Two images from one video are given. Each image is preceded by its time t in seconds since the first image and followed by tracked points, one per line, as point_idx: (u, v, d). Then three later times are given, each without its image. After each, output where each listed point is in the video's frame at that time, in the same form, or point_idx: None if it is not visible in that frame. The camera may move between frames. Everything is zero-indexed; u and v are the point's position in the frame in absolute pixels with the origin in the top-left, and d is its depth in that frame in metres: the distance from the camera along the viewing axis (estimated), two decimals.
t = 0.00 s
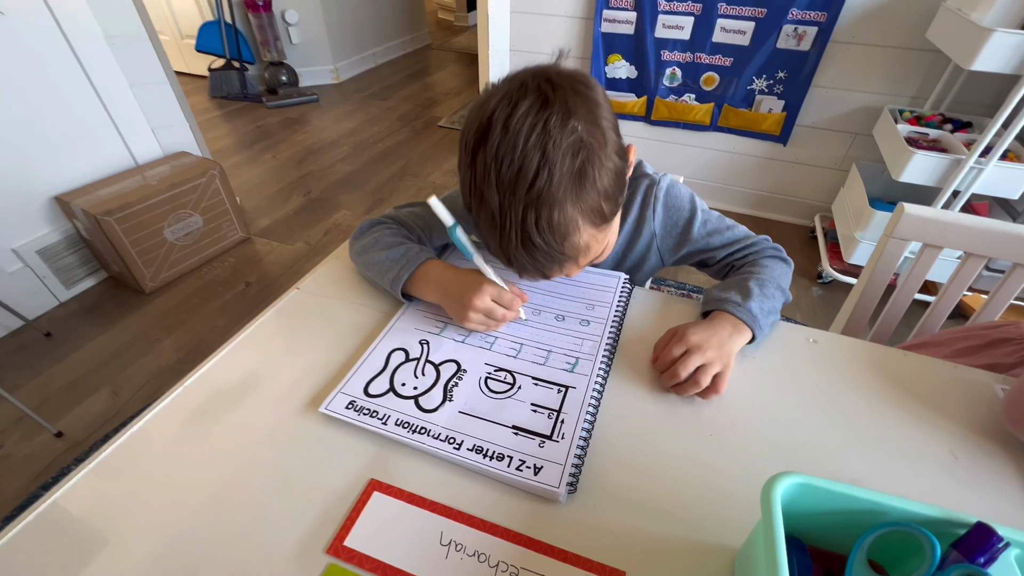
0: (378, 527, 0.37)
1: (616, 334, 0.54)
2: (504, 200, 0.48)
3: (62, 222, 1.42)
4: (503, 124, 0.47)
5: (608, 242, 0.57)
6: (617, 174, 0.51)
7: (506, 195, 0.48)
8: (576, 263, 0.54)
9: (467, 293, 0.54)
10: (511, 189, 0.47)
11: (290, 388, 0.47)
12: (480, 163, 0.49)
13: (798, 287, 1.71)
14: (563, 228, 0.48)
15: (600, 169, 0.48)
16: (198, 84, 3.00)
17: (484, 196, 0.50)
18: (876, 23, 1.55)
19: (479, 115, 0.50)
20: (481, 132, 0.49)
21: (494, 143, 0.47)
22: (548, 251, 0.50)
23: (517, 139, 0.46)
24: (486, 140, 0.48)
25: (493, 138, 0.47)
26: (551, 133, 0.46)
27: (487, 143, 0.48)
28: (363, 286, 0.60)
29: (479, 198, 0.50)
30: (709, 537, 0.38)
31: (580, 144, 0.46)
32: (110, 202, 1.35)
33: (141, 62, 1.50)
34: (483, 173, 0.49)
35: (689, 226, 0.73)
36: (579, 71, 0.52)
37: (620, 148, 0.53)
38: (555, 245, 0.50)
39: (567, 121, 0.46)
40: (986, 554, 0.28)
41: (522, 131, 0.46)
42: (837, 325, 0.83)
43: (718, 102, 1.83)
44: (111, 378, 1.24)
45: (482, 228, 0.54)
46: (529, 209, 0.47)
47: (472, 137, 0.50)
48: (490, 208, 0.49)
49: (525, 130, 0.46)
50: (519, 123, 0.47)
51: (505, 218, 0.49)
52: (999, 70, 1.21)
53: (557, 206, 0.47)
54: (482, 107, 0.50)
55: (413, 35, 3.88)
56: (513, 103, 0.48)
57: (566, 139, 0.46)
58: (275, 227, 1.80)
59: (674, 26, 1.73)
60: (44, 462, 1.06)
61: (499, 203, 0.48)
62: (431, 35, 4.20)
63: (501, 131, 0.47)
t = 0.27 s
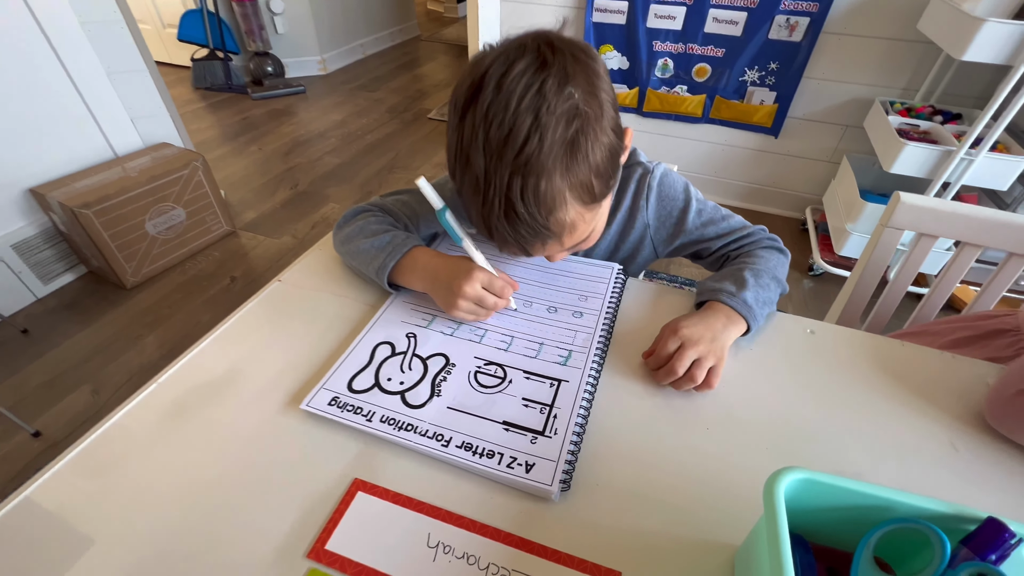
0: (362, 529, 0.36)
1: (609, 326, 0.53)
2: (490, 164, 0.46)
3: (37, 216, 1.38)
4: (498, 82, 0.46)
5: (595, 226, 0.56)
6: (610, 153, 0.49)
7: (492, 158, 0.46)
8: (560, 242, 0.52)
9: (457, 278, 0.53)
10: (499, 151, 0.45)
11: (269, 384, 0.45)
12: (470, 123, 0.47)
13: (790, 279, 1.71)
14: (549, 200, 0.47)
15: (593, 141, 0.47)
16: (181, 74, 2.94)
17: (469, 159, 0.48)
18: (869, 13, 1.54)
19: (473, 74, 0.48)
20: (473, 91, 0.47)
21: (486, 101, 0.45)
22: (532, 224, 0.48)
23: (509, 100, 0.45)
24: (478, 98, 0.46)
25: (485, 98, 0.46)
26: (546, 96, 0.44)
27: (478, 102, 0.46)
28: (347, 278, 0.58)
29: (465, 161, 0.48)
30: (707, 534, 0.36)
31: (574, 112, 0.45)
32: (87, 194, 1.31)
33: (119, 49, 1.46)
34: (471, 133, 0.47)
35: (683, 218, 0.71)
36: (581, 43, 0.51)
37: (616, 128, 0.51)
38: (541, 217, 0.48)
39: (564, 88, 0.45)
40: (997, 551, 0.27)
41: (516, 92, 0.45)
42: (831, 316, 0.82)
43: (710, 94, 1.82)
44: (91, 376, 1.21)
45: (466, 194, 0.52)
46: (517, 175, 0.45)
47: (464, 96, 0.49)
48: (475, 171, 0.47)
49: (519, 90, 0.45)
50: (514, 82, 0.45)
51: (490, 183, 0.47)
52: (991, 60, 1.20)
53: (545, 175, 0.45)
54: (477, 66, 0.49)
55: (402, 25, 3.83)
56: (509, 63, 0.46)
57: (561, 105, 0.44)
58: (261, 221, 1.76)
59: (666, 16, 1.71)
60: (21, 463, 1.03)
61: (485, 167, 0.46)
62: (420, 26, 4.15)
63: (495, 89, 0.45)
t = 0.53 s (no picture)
0: (347, 536, 0.34)
1: (603, 323, 0.52)
2: (484, 129, 0.44)
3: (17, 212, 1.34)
4: (503, 44, 0.45)
5: (586, 213, 0.55)
6: (609, 137, 0.49)
7: (487, 123, 0.44)
8: (548, 224, 0.51)
9: (447, 274, 0.51)
10: (495, 117, 0.44)
11: (251, 384, 0.44)
12: (468, 84, 0.46)
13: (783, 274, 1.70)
14: (541, 174, 0.45)
15: (593, 119, 0.46)
16: (166, 68, 2.89)
17: (462, 124, 0.46)
18: (862, 7, 1.53)
19: (476, 34, 0.47)
20: (474, 53, 0.46)
21: (488, 62, 0.44)
22: (521, 198, 0.47)
23: (512, 65, 0.44)
24: (479, 59, 0.45)
25: (487, 60, 0.45)
26: (552, 65, 0.44)
27: (479, 64, 0.45)
28: (334, 274, 0.56)
29: (457, 127, 0.47)
30: (705, 537, 0.35)
31: (578, 87, 0.44)
32: (67, 189, 1.28)
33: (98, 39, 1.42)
34: (467, 96, 0.45)
35: (678, 212, 0.70)
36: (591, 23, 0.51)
37: (618, 113, 0.51)
38: (531, 192, 0.46)
39: (570, 60, 0.45)
40: (1009, 555, 0.26)
41: (520, 57, 0.44)
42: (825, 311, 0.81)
43: (704, 88, 1.81)
44: (74, 375, 1.18)
45: (454, 162, 0.50)
46: (511, 143, 0.44)
47: (463, 58, 0.47)
48: (466, 137, 0.46)
49: (525, 54, 0.44)
50: (520, 47, 0.44)
51: (482, 150, 0.45)
52: (984, 54, 1.20)
53: (541, 147, 0.44)
54: (480, 28, 0.48)
55: (393, 19, 3.78)
56: (516, 27, 0.45)
57: (566, 76, 0.44)
58: (248, 217, 1.73)
59: (659, 9, 1.69)
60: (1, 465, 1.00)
61: (477, 132, 0.45)
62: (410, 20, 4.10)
63: (499, 50, 0.44)
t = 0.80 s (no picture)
0: (339, 540, 0.33)
1: (598, 320, 0.51)
2: (490, 110, 0.43)
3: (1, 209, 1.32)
4: (518, 24, 0.44)
5: (581, 207, 0.55)
6: (615, 132, 0.49)
7: (494, 105, 0.43)
8: (544, 214, 0.51)
9: (437, 282, 0.50)
10: (504, 99, 0.43)
11: (239, 385, 0.43)
12: (478, 62, 0.44)
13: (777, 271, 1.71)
14: (545, 162, 0.45)
15: (603, 112, 0.46)
16: (155, 63, 2.85)
17: (467, 104, 0.45)
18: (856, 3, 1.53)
19: (489, 11, 0.46)
20: (486, 31, 0.45)
21: (502, 41, 0.43)
22: (522, 185, 0.46)
23: (527, 48, 0.43)
24: (492, 37, 0.44)
25: (500, 39, 0.43)
26: (568, 52, 0.43)
27: (491, 42, 0.44)
28: (324, 272, 0.55)
29: (462, 106, 0.46)
30: (704, 538, 0.35)
31: (591, 79, 0.44)
32: (53, 186, 1.26)
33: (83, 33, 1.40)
34: (476, 75, 0.44)
35: (672, 208, 0.69)
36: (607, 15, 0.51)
37: (626, 108, 0.51)
38: (533, 179, 0.46)
39: (586, 49, 0.44)
40: (1012, 556, 0.25)
41: (535, 40, 0.43)
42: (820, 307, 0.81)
43: (698, 84, 1.80)
44: (62, 375, 1.16)
45: (454, 141, 0.48)
46: (517, 128, 0.43)
47: (474, 35, 0.46)
48: (471, 117, 0.45)
49: (540, 38, 0.43)
50: (536, 29, 0.43)
51: (486, 132, 0.44)
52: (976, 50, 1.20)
53: (548, 135, 0.44)
54: (492, 4, 0.46)
55: (385, 14, 3.75)
56: (533, 9, 0.44)
57: (580, 65, 0.44)
58: (240, 214, 1.71)
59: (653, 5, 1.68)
60: None
61: (483, 114, 0.44)
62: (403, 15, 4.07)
63: (514, 31, 0.43)
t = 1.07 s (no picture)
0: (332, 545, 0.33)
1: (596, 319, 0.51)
2: (510, 96, 0.42)
3: None
4: (540, 10, 0.43)
5: (584, 202, 0.55)
6: (626, 127, 0.50)
7: (515, 91, 0.42)
8: (553, 206, 0.50)
9: (441, 283, 0.49)
10: (525, 86, 0.42)
11: (230, 387, 0.42)
12: (496, 46, 0.43)
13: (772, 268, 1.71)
14: (562, 153, 0.45)
15: (619, 104, 0.46)
16: (146, 59, 2.82)
17: (484, 88, 0.44)
18: None
19: None
20: (506, 14, 0.43)
21: (523, 27, 0.42)
22: (537, 174, 0.45)
23: (550, 35, 0.42)
24: (512, 21, 0.43)
25: (522, 23, 0.42)
26: (590, 42, 0.43)
27: (513, 26, 0.43)
28: (318, 271, 0.54)
29: (477, 90, 0.44)
30: (703, 540, 0.34)
31: (610, 71, 0.45)
32: (42, 184, 1.24)
33: (71, 29, 1.37)
34: (495, 58, 0.43)
35: (670, 206, 0.69)
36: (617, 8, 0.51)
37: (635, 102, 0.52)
38: (548, 169, 0.45)
39: (607, 41, 0.44)
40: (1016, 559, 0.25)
41: (558, 28, 0.43)
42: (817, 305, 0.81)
43: (694, 81, 1.79)
44: (52, 376, 1.15)
45: (464, 127, 0.47)
46: (537, 116, 0.42)
47: (491, 18, 0.45)
48: (488, 102, 0.43)
49: (563, 26, 0.43)
50: (558, 16, 0.43)
51: (504, 118, 0.43)
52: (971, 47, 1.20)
53: (568, 125, 0.43)
54: None
55: (380, 10, 3.73)
56: None
57: (601, 57, 0.44)
58: (233, 212, 1.70)
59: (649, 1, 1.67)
60: None
61: (501, 99, 0.43)
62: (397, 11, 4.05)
63: (536, 17, 0.43)
